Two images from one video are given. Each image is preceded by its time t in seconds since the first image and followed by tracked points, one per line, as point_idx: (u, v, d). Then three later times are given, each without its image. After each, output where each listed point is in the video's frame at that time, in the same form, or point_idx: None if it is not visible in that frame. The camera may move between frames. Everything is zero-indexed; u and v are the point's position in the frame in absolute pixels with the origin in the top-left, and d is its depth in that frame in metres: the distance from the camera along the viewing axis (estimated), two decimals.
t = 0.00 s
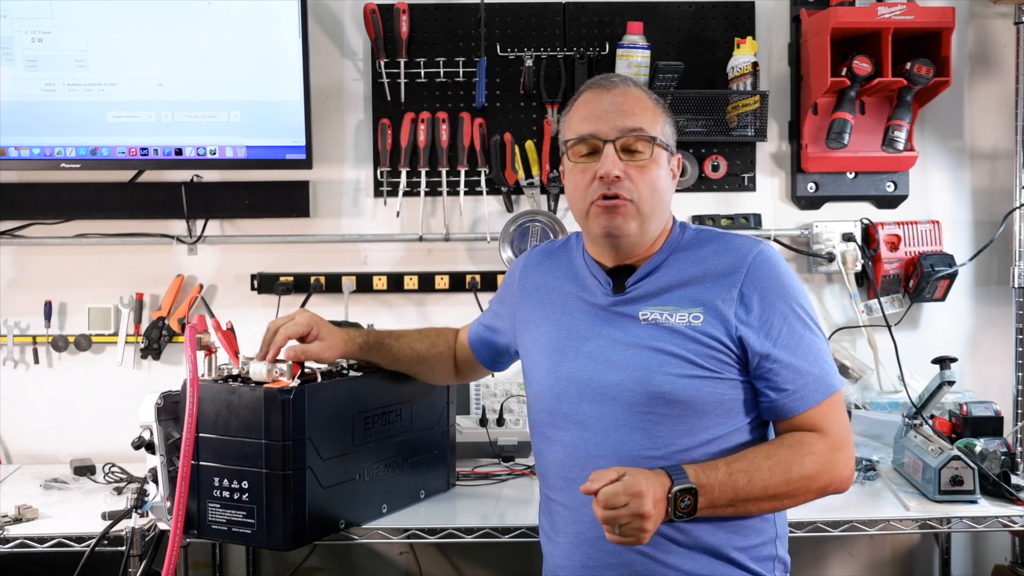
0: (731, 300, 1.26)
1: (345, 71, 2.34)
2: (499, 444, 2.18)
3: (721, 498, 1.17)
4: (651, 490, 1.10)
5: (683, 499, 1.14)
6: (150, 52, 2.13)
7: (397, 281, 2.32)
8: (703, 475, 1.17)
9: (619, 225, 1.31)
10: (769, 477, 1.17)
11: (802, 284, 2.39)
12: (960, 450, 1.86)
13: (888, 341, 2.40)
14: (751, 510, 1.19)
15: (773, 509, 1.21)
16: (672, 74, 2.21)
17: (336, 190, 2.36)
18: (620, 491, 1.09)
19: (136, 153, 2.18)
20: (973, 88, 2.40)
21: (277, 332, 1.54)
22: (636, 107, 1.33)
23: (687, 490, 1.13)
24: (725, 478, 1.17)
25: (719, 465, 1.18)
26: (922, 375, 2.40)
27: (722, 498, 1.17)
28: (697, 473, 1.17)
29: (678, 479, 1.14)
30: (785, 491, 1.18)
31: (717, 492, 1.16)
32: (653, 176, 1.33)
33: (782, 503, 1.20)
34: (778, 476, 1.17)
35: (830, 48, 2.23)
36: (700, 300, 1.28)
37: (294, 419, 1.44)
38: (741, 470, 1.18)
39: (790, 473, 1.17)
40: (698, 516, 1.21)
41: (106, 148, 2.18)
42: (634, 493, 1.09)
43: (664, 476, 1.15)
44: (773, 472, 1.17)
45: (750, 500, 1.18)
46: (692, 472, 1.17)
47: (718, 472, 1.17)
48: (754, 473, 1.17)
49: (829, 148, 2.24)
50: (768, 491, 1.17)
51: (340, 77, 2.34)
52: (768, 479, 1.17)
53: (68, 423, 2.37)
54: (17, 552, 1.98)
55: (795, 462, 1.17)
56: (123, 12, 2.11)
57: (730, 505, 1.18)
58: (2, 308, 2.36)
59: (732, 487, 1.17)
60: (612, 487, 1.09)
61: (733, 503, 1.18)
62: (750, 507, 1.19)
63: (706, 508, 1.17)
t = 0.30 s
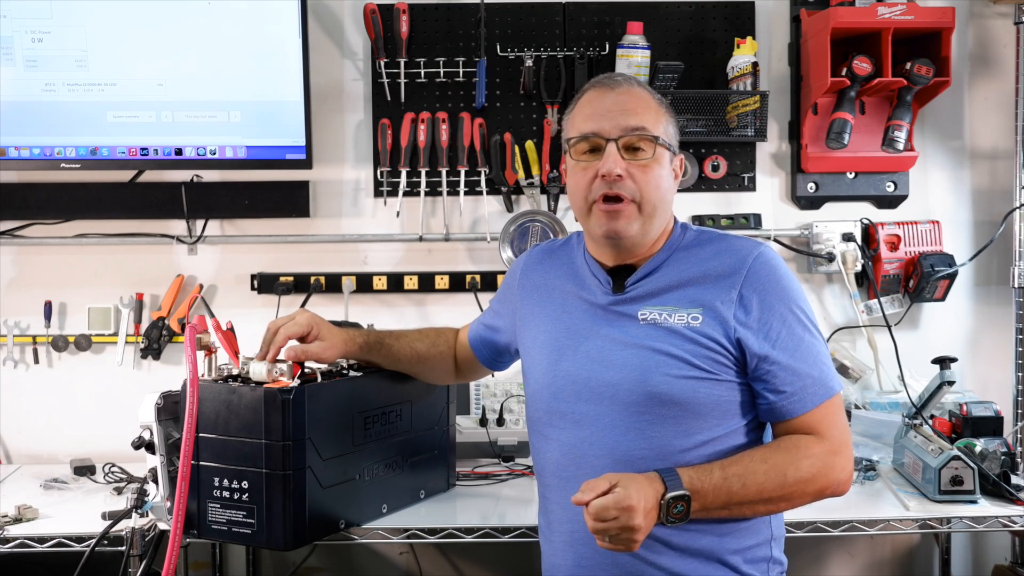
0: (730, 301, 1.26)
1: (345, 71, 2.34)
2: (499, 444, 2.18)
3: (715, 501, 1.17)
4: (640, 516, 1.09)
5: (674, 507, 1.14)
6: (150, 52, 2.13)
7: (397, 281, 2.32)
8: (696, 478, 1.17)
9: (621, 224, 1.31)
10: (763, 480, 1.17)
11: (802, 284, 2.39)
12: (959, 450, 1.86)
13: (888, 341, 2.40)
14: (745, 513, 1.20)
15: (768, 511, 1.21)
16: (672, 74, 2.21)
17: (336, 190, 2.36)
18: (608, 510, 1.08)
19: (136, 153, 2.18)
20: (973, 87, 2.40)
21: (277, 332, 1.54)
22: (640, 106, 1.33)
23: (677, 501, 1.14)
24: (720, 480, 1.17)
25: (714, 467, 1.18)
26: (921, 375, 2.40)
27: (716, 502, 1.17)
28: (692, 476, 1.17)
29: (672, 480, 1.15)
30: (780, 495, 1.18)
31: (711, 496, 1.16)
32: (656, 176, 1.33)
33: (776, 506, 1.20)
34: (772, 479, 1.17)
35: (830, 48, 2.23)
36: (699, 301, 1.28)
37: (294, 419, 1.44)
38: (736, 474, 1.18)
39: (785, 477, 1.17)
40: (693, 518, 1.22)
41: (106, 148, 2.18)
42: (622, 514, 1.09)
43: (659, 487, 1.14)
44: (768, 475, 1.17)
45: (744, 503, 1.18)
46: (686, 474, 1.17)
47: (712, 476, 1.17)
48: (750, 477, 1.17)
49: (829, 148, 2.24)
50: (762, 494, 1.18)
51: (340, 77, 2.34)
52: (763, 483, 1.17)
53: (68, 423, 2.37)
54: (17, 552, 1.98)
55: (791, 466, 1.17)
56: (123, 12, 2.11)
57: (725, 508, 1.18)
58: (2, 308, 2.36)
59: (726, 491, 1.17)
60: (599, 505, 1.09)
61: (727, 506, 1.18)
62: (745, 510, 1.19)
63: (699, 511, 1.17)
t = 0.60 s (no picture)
0: (727, 303, 1.26)
1: (345, 71, 2.34)
2: (499, 444, 2.19)
3: (707, 502, 1.17)
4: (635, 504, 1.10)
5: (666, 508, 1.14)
6: (150, 52, 2.13)
7: (397, 281, 2.32)
8: (690, 479, 1.17)
9: (617, 221, 1.31)
10: (757, 482, 1.17)
11: (802, 284, 2.39)
12: (959, 450, 1.86)
13: (888, 341, 2.40)
14: (739, 514, 1.20)
15: (762, 513, 1.21)
16: (672, 74, 2.21)
17: (336, 190, 2.36)
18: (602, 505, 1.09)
19: (136, 153, 2.18)
20: (973, 88, 2.40)
21: (277, 331, 1.54)
22: (638, 104, 1.33)
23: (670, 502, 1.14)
24: (713, 481, 1.17)
25: (709, 468, 1.19)
26: (921, 375, 2.40)
27: (709, 503, 1.17)
28: (685, 477, 1.17)
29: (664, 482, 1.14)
30: (774, 497, 1.18)
31: (703, 497, 1.17)
32: (653, 174, 1.32)
33: (771, 508, 1.20)
34: (767, 481, 1.17)
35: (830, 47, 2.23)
36: (697, 303, 1.28)
37: (294, 419, 1.44)
38: (730, 475, 1.18)
39: (780, 479, 1.17)
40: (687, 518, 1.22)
41: (106, 148, 2.18)
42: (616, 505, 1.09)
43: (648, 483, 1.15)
44: (762, 477, 1.17)
45: (737, 504, 1.18)
46: (679, 474, 1.17)
47: (706, 477, 1.17)
48: (743, 478, 1.17)
49: (829, 148, 2.24)
50: (756, 496, 1.18)
51: (340, 77, 2.34)
52: (757, 484, 1.17)
53: (68, 423, 2.37)
54: (17, 552, 1.98)
55: (786, 468, 1.17)
56: (123, 12, 2.11)
57: (718, 509, 1.18)
58: (2, 308, 2.36)
59: (720, 492, 1.17)
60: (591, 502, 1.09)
61: (720, 507, 1.18)
62: (739, 511, 1.19)
63: (692, 512, 1.17)
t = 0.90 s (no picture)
0: (726, 305, 1.26)
1: (345, 71, 2.34)
2: (499, 444, 2.19)
3: (707, 505, 1.17)
4: (636, 510, 1.10)
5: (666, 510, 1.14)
6: (150, 52, 2.13)
7: (397, 281, 2.32)
8: (688, 482, 1.17)
9: (617, 223, 1.31)
10: (756, 484, 1.17)
11: (802, 284, 2.39)
12: (960, 450, 1.86)
13: (888, 341, 2.40)
14: (739, 516, 1.19)
15: (762, 515, 1.21)
16: (672, 74, 2.21)
17: (336, 190, 2.36)
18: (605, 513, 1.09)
19: (136, 153, 2.18)
20: (973, 88, 2.40)
21: (274, 330, 1.54)
22: (636, 105, 1.33)
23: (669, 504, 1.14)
24: (712, 484, 1.17)
25: (707, 471, 1.19)
26: (921, 374, 2.40)
27: (708, 505, 1.17)
28: (684, 480, 1.17)
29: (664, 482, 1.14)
30: (773, 499, 1.18)
31: (702, 500, 1.17)
32: (652, 175, 1.32)
33: (771, 510, 1.20)
34: (766, 483, 1.17)
35: (830, 48, 2.23)
36: (696, 305, 1.28)
37: (294, 419, 1.44)
38: (729, 477, 1.18)
39: (779, 481, 1.17)
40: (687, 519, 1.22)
41: (106, 148, 2.18)
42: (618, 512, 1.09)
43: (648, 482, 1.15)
44: (761, 479, 1.17)
45: (737, 507, 1.18)
46: (679, 478, 1.17)
47: (704, 480, 1.17)
48: (742, 481, 1.17)
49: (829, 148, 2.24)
50: (755, 498, 1.18)
51: (340, 77, 2.34)
52: (756, 487, 1.17)
53: (69, 423, 2.37)
54: (16, 553, 1.98)
55: (785, 470, 1.17)
56: (123, 12, 2.11)
57: (718, 512, 1.18)
58: (2, 308, 2.36)
59: (718, 495, 1.17)
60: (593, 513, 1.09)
61: (719, 510, 1.18)
62: (739, 514, 1.19)
63: (692, 514, 1.17)
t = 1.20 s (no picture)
0: (729, 305, 1.26)
1: (345, 71, 2.34)
2: (499, 444, 2.19)
3: (708, 505, 1.16)
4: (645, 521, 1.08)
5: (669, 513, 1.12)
6: (150, 52, 2.13)
7: (397, 281, 2.32)
8: (691, 483, 1.15)
9: (621, 230, 1.32)
10: (757, 484, 1.17)
11: (802, 284, 2.39)
12: (959, 450, 1.86)
13: (888, 341, 2.40)
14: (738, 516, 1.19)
15: (761, 515, 1.21)
16: (672, 74, 2.21)
17: (336, 190, 2.36)
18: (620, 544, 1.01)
19: (136, 153, 2.18)
20: (974, 88, 2.40)
21: (272, 335, 1.53)
22: (643, 109, 1.33)
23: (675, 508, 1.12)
24: (714, 485, 1.16)
25: (710, 471, 1.18)
26: (921, 374, 2.40)
27: (709, 505, 1.16)
28: (687, 483, 1.15)
29: (664, 482, 1.14)
30: (772, 500, 1.18)
31: (704, 501, 1.16)
32: (658, 180, 1.33)
33: (769, 511, 1.20)
34: (767, 484, 1.17)
35: (830, 47, 2.23)
36: (698, 305, 1.28)
37: (294, 419, 1.44)
38: (731, 478, 1.17)
39: (779, 482, 1.17)
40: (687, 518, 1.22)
41: (106, 148, 2.18)
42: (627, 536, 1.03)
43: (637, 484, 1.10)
44: (763, 480, 1.17)
45: (736, 507, 1.18)
46: (682, 479, 1.15)
47: (708, 480, 1.16)
48: (744, 481, 1.17)
49: (829, 148, 2.23)
50: (754, 498, 1.18)
51: (340, 77, 2.34)
52: (756, 487, 1.17)
53: (69, 423, 2.37)
54: (17, 553, 1.98)
55: (786, 471, 1.17)
56: (123, 11, 2.11)
57: (717, 511, 1.18)
58: (2, 307, 2.36)
59: (720, 495, 1.17)
60: (607, 549, 1.01)
61: (719, 509, 1.18)
62: (738, 513, 1.19)
63: (693, 512, 1.17)
